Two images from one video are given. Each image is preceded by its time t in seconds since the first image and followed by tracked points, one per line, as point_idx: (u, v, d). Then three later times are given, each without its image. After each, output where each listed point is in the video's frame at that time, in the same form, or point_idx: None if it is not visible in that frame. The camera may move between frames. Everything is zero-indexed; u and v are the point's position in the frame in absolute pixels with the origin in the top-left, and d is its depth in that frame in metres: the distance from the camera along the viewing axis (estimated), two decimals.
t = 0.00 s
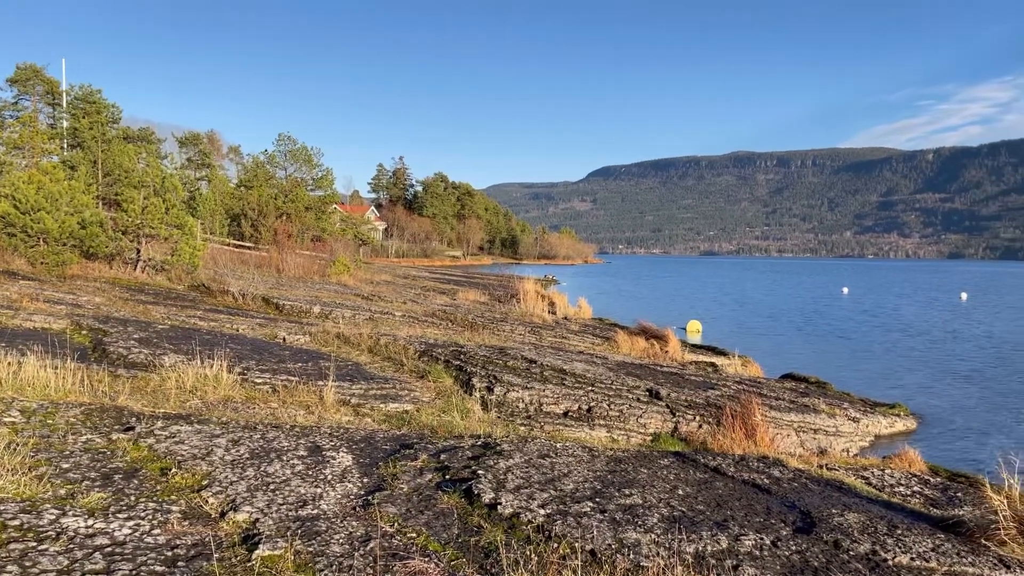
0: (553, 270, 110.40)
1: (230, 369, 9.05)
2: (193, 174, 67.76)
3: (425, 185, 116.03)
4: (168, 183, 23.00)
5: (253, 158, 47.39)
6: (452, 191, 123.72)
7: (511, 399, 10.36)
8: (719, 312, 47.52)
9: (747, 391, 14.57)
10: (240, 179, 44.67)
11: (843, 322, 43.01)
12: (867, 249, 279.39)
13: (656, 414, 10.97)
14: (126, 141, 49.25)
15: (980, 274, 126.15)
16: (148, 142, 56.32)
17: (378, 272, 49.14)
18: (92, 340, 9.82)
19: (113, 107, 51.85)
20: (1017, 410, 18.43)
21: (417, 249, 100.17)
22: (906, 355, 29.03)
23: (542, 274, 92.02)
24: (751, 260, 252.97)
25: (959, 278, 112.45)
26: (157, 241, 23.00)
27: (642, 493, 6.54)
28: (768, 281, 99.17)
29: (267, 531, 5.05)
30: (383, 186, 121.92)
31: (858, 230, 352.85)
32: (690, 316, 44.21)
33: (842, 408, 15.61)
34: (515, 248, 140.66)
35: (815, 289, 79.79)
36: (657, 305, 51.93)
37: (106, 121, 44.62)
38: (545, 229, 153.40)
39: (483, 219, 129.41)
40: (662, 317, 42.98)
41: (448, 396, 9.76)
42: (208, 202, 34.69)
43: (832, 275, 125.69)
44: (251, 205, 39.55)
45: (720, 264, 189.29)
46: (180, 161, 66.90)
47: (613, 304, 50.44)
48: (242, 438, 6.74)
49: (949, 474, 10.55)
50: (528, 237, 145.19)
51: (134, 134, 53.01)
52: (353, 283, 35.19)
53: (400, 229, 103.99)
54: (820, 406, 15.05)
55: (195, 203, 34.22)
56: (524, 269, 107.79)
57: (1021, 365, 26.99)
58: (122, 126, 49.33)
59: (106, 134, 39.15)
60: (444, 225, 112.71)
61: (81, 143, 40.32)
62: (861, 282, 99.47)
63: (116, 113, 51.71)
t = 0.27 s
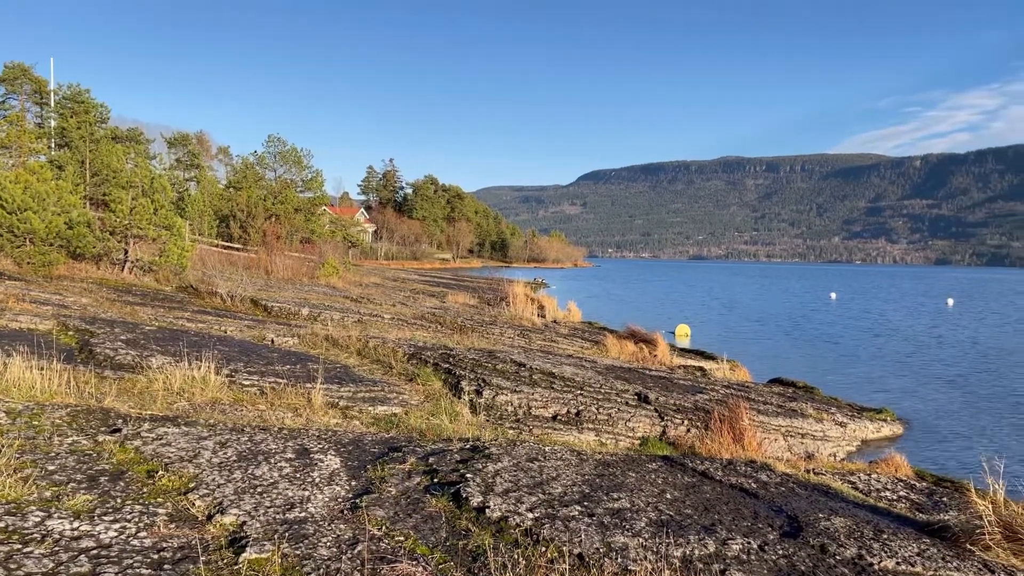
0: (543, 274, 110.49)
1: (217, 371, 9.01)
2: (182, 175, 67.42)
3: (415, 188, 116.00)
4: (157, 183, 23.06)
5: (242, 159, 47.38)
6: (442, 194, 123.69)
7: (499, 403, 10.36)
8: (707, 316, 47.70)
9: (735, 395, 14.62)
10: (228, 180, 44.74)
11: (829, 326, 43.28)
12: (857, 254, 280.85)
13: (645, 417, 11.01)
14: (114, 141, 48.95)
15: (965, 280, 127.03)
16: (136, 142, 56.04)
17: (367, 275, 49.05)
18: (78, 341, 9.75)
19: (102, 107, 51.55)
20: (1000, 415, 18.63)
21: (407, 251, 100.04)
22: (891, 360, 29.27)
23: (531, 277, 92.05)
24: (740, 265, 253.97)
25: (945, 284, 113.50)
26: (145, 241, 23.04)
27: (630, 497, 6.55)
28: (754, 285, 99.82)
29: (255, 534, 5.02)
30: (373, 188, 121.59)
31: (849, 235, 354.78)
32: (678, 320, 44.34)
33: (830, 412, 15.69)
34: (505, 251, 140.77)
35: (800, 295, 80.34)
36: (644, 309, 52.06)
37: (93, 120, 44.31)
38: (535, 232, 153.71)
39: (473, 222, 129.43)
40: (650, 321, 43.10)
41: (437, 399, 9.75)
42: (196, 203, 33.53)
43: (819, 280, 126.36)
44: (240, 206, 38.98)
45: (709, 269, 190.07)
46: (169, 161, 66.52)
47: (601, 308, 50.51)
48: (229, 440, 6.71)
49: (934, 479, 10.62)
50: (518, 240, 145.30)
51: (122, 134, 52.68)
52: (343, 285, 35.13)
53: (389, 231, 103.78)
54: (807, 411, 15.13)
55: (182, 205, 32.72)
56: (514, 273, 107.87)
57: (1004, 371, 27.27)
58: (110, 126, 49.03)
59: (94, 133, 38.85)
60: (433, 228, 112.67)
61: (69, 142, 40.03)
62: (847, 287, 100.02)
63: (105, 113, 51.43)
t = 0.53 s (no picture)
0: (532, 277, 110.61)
1: (205, 374, 8.97)
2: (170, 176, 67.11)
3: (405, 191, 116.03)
4: (146, 184, 23.01)
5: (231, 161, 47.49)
6: (432, 197, 123.70)
7: (488, 407, 10.37)
8: (695, 320, 47.90)
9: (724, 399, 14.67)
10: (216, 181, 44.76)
11: (815, 331, 43.64)
12: (846, 260, 282.64)
13: (634, 421, 11.04)
14: (102, 141, 48.69)
15: (950, 286, 128.27)
16: (125, 143, 55.84)
17: (356, 278, 48.96)
18: (64, 343, 9.68)
19: (90, 108, 51.32)
20: (984, 420, 18.84)
21: (396, 254, 99.88)
22: (876, 365, 29.55)
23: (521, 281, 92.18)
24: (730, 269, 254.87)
25: (929, 291, 114.59)
26: (133, 243, 22.89)
27: (618, 501, 6.55)
28: (741, 290, 100.60)
29: (242, 538, 5.00)
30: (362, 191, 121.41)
31: (840, 239, 356.66)
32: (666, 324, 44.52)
33: (817, 417, 15.77)
34: (495, 254, 140.90)
35: (785, 299, 80.94)
36: (632, 314, 52.25)
37: (81, 121, 44.08)
38: (524, 236, 154.16)
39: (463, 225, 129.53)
40: (639, 325, 43.22)
41: (426, 402, 9.73)
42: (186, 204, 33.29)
43: (805, 286, 127.19)
44: (229, 207, 39.00)
45: (697, 274, 190.79)
46: (157, 162, 66.23)
47: (590, 312, 50.63)
48: (217, 443, 6.68)
49: (920, 484, 10.70)
50: (508, 244, 145.46)
51: (110, 135, 52.42)
52: (331, 288, 35.08)
53: (379, 234, 103.64)
54: (795, 415, 15.20)
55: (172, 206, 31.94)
56: (503, 276, 107.99)
57: (987, 376, 27.60)
58: (98, 127, 48.79)
59: (81, 135, 38.65)
60: (423, 231, 112.67)
61: (57, 143, 39.80)
62: (834, 293, 100.64)
63: (93, 114, 51.20)
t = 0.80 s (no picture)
0: (521, 280, 110.84)
1: (191, 376, 8.92)
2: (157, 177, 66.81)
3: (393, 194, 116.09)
4: (132, 186, 22.95)
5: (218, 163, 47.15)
6: (421, 200, 123.72)
7: (476, 410, 10.36)
8: (683, 324, 48.10)
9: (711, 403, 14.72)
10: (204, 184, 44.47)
11: (800, 334, 43.93)
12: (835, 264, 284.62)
13: (621, 425, 11.08)
14: (88, 143, 48.40)
15: (932, 291, 129.79)
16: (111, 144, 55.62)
17: (344, 280, 48.88)
18: (48, 345, 9.60)
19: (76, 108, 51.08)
20: (967, 424, 19.04)
21: (384, 257, 99.79)
22: (861, 368, 29.79)
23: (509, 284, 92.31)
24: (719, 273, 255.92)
25: (912, 295, 115.83)
26: (120, 245, 22.69)
27: (605, 504, 6.55)
28: (728, 294, 101.14)
29: (227, 541, 4.97)
30: (351, 194, 121.22)
31: (829, 244, 358.86)
32: (653, 327, 44.66)
33: (804, 421, 15.85)
34: (483, 257, 141.09)
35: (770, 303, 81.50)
36: (619, 317, 52.40)
37: (68, 122, 43.82)
38: (513, 239, 154.43)
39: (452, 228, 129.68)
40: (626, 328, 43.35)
41: (413, 405, 9.71)
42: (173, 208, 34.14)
43: (790, 290, 128.17)
44: (216, 209, 39.27)
45: (684, 277, 191.65)
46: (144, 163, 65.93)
47: (577, 315, 50.77)
48: (202, 446, 6.64)
49: (906, 487, 10.76)
50: (496, 247, 145.69)
51: (97, 136, 52.13)
52: (319, 290, 35.02)
53: (367, 237, 103.50)
54: (782, 419, 15.27)
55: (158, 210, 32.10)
56: (491, 279, 108.14)
57: (970, 379, 27.91)
58: (85, 128, 48.54)
59: (68, 136, 38.48)
60: (412, 234, 112.72)
61: (43, 143, 39.55)
62: (819, 297, 101.49)
63: (79, 115, 50.95)
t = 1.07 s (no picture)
0: (508, 283, 111.03)
1: (175, 379, 8.86)
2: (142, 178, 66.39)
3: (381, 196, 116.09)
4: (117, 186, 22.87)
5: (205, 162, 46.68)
6: (409, 202, 123.73)
7: (463, 412, 10.36)
8: (669, 327, 48.31)
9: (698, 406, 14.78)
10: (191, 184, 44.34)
11: (785, 337, 44.29)
12: (823, 268, 286.57)
13: (608, 428, 11.13)
14: (72, 143, 48.03)
15: (913, 295, 131.36)
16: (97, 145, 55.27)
17: (330, 282, 48.76)
18: (32, 347, 9.51)
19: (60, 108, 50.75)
20: (950, 427, 19.26)
21: (372, 259, 99.66)
22: (846, 371, 30.03)
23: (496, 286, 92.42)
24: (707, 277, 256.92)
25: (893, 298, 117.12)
26: (104, 246, 22.40)
27: (592, 507, 6.55)
28: (713, 297, 101.74)
29: (211, 545, 4.94)
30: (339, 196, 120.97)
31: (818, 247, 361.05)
32: (639, 331, 44.84)
33: (790, 424, 15.93)
34: (471, 260, 141.25)
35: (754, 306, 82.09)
36: (605, 320, 52.56)
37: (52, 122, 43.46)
38: (500, 242, 154.79)
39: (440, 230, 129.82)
40: (612, 331, 43.47)
41: (400, 408, 9.70)
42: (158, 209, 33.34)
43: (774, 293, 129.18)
44: (202, 211, 39.06)
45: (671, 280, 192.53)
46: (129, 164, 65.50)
47: (563, 318, 50.91)
48: (187, 449, 6.61)
49: (889, 490, 10.84)
50: (484, 250, 145.91)
51: (82, 136, 51.75)
52: (306, 292, 34.93)
53: (354, 239, 103.30)
54: (768, 422, 15.35)
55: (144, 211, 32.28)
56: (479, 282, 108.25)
57: (952, 382, 28.27)
58: (70, 129, 48.18)
59: (53, 136, 38.19)
60: (399, 236, 112.73)
61: (27, 143, 39.17)
62: (802, 300, 102.34)
63: (64, 115, 50.61)
